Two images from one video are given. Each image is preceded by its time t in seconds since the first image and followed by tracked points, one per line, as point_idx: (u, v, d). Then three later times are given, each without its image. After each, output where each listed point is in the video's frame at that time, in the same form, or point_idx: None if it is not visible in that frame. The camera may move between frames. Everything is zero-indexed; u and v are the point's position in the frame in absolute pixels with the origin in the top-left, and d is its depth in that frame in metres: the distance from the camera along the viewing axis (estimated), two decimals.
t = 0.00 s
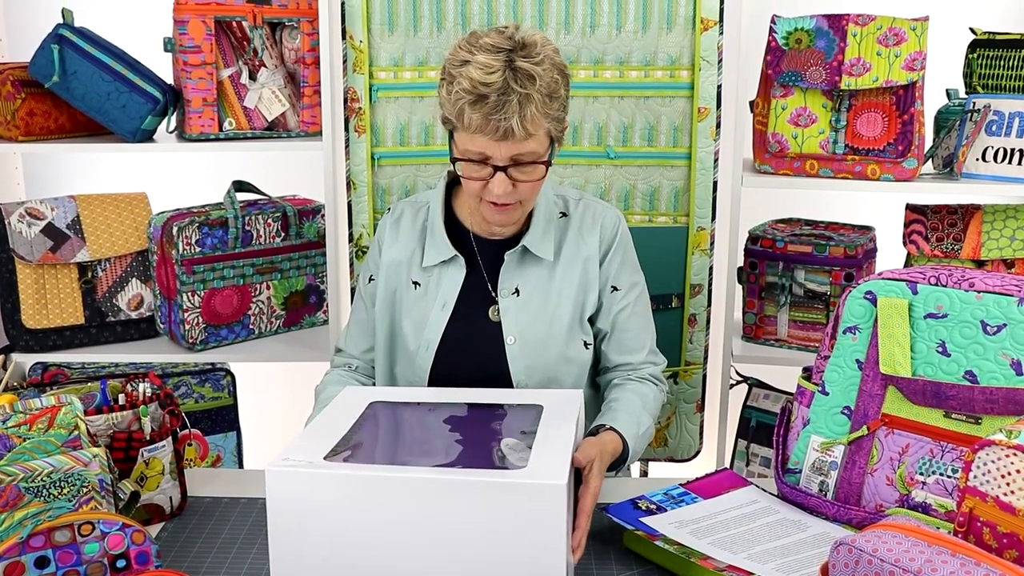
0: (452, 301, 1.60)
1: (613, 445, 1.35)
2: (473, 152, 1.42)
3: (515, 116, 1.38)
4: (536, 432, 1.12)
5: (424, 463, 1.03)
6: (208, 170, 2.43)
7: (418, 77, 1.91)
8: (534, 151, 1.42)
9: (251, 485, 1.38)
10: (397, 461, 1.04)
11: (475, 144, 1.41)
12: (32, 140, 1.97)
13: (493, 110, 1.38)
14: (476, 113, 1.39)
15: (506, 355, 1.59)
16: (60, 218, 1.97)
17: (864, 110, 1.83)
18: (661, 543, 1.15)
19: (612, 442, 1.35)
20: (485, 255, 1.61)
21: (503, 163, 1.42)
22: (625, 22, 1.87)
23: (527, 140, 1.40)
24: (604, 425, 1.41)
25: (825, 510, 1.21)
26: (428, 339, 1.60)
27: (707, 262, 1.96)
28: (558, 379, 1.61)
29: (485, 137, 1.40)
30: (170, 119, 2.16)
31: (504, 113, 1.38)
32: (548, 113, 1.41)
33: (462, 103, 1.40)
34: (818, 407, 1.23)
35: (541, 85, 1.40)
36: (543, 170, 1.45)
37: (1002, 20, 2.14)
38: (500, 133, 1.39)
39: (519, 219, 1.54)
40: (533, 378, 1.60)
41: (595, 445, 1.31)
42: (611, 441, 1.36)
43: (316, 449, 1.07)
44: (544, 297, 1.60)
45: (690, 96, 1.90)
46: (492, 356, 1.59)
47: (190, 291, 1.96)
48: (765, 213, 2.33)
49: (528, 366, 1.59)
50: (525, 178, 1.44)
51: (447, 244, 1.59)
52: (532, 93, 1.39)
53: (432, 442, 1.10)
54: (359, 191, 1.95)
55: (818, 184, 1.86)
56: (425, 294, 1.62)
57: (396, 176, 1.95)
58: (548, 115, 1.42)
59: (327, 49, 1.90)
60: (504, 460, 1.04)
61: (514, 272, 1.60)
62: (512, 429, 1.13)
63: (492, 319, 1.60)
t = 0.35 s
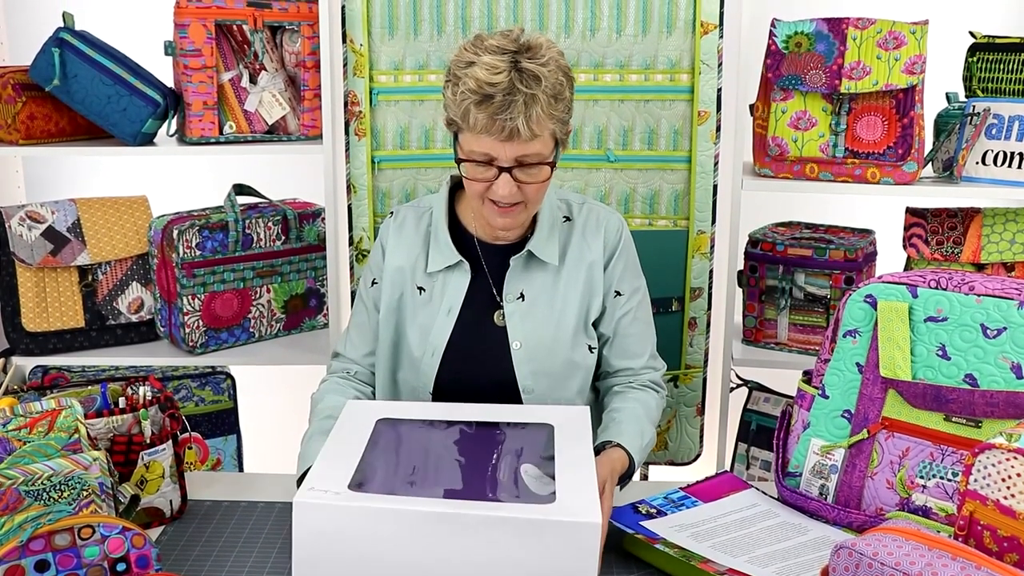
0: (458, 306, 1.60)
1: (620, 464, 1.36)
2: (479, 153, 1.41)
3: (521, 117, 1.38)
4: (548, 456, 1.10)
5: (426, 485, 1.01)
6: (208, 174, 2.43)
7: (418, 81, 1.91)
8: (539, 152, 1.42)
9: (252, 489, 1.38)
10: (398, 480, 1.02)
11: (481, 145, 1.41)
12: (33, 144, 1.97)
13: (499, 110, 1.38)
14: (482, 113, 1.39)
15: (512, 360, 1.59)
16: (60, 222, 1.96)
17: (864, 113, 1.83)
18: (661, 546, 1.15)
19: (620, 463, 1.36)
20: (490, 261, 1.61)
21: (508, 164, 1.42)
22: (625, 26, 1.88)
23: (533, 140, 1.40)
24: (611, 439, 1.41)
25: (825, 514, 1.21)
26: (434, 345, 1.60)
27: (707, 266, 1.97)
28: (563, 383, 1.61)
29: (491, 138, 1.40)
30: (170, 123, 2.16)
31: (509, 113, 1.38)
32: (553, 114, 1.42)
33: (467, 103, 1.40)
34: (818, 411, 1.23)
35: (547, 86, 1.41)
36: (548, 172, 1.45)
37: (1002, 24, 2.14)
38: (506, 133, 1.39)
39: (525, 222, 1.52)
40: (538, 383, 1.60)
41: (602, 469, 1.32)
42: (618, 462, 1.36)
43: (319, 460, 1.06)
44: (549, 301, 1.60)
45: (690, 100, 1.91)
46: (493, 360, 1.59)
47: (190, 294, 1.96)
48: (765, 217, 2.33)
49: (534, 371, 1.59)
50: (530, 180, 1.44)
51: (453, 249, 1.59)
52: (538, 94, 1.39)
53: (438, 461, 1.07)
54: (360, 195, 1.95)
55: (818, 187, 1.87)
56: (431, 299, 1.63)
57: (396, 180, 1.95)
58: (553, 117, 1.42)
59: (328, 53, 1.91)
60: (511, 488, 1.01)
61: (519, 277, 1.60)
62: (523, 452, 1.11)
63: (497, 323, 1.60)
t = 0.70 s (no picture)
0: (459, 310, 1.60)
1: (619, 453, 1.38)
2: (489, 154, 1.42)
3: (533, 118, 1.38)
4: (545, 447, 1.09)
5: (426, 478, 1.01)
6: (208, 177, 2.43)
7: (419, 85, 1.91)
8: (549, 154, 1.42)
9: (252, 493, 1.38)
10: (399, 473, 1.02)
11: (492, 146, 1.41)
12: (33, 147, 1.97)
13: (512, 111, 1.38)
14: (494, 114, 1.39)
15: (512, 365, 1.59)
16: (61, 225, 1.97)
17: (864, 117, 1.84)
18: (661, 550, 1.15)
19: (621, 453, 1.38)
20: (491, 265, 1.61)
21: (519, 166, 1.42)
22: (625, 30, 1.88)
23: (544, 141, 1.40)
24: (612, 430, 1.43)
25: (825, 518, 1.21)
26: (435, 349, 1.60)
27: (707, 269, 1.97)
28: (564, 387, 1.61)
29: (502, 139, 1.40)
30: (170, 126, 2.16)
31: (522, 114, 1.38)
32: (564, 116, 1.42)
33: (479, 104, 1.40)
34: (818, 415, 1.23)
35: (558, 88, 1.41)
36: (557, 174, 1.45)
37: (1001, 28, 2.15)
38: (518, 134, 1.39)
39: (529, 224, 1.52)
40: (539, 387, 1.60)
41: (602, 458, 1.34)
42: (618, 453, 1.37)
43: (318, 457, 1.06)
44: (550, 306, 1.60)
45: (690, 104, 1.91)
46: (493, 364, 1.59)
47: (191, 297, 1.96)
48: (765, 220, 2.34)
49: (534, 375, 1.59)
50: (540, 181, 1.44)
51: (454, 253, 1.59)
52: (550, 95, 1.40)
53: (440, 455, 1.08)
54: (360, 199, 1.95)
55: (818, 191, 1.87)
56: (432, 303, 1.63)
57: (397, 183, 1.95)
58: (563, 118, 1.43)
59: (328, 57, 1.91)
60: (510, 479, 1.00)
61: (520, 281, 1.60)
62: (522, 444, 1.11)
63: (498, 327, 1.60)
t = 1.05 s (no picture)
0: (458, 314, 1.60)
1: (620, 437, 1.40)
2: (484, 152, 1.42)
3: (529, 116, 1.38)
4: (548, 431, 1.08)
5: (427, 459, 1.00)
6: (209, 181, 2.43)
7: (419, 87, 1.92)
8: (545, 154, 1.42)
9: (251, 496, 1.38)
10: (399, 453, 1.02)
11: (488, 144, 1.41)
12: (33, 150, 1.97)
13: (508, 108, 1.39)
14: (490, 111, 1.39)
15: (512, 369, 1.59)
16: (61, 228, 1.97)
17: (864, 120, 1.83)
18: (662, 554, 1.15)
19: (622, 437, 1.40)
20: (491, 268, 1.61)
21: (514, 165, 1.42)
22: (625, 33, 1.88)
23: (540, 141, 1.40)
24: (615, 414, 1.46)
25: (826, 521, 1.20)
26: (434, 351, 1.60)
27: (707, 272, 1.97)
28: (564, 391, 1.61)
29: (497, 136, 1.40)
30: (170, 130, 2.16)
31: (518, 112, 1.38)
32: (560, 117, 1.42)
33: (476, 101, 1.41)
34: (818, 418, 1.23)
35: (555, 89, 1.42)
36: (553, 175, 1.45)
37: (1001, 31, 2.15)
38: (514, 132, 1.39)
39: (525, 226, 1.52)
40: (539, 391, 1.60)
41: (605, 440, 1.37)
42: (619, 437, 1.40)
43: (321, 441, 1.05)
44: (549, 309, 1.60)
45: (690, 107, 1.91)
46: (493, 367, 1.59)
47: (191, 300, 1.96)
48: (765, 224, 2.34)
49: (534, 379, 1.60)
50: (535, 181, 1.44)
51: (454, 256, 1.59)
52: (546, 95, 1.40)
53: (443, 435, 1.07)
54: (360, 202, 1.95)
55: (818, 194, 1.87)
56: (431, 306, 1.63)
57: (397, 186, 1.95)
58: (560, 120, 1.43)
59: (328, 61, 1.91)
60: (509, 462, 0.99)
61: (519, 285, 1.60)
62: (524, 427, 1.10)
63: (496, 331, 1.60)
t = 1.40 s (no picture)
0: (456, 311, 1.60)
1: (621, 423, 1.42)
2: (478, 149, 1.42)
3: (523, 112, 1.39)
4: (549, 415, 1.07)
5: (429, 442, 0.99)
6: (209, 182, 2.43)
7: (419, 89, 1.92)
8: (539, 151, 1.42)
9: (251, 497, 1.38)
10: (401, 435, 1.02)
11: (482, 140, 1.41)
12: (33, 152, 1.97)
13: (502, 104, 1.39)
14: (484, 107, 1.39)
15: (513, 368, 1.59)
16: (61, 230, 1.97)
17: (864, 122, 1.83)
18: (662, 555, 1.15)
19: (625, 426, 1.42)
20: (490, 266, 1.61)
21: (508, 161, 1.42)
22: (625, 34, 1.88)
23: (534, 138, 1.40)
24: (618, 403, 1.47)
25: (826, 523, 1.20)
26: (433, 349, 1.60)
27: (707, 274, 1.97)
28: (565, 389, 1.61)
29: (491, 133, 1.40)
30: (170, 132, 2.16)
31: (512, 108, 1.39)
32: (555, 115, 1.42)
33: (471, 97, 1.41)
34: (818, 420, 1.23)
35: (550, 86, 1.42)
36: (548, 174, 1.45)
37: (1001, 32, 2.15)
38: (508, 128, 1.39)
39: (522, 225, 1.52)
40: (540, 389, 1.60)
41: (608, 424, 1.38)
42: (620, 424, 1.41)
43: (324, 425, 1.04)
44: (549, 308, 1.60)
45: (691, 109, 1.91)
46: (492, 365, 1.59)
47: (191, 302, 1.96)
48: (765, 225, 2.34)
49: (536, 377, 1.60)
50: (530, 179, 1.44)
51: (453, 253, 1.59)
52: (541, 92, 1.40)
53: (443, 417, 1.07)
54: (360, 204, 1.95)
55: (818, 196, 1.87)
56: (429, 304, 1.63)
57: (397, 188, 1.96)
58: (556, 118, 1.43)
59: (328, 63, 1.91)
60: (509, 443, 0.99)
61: (519, 283, 1.60)
62: (524, 412, 1.09)
63: (495, 330, 1.60)
